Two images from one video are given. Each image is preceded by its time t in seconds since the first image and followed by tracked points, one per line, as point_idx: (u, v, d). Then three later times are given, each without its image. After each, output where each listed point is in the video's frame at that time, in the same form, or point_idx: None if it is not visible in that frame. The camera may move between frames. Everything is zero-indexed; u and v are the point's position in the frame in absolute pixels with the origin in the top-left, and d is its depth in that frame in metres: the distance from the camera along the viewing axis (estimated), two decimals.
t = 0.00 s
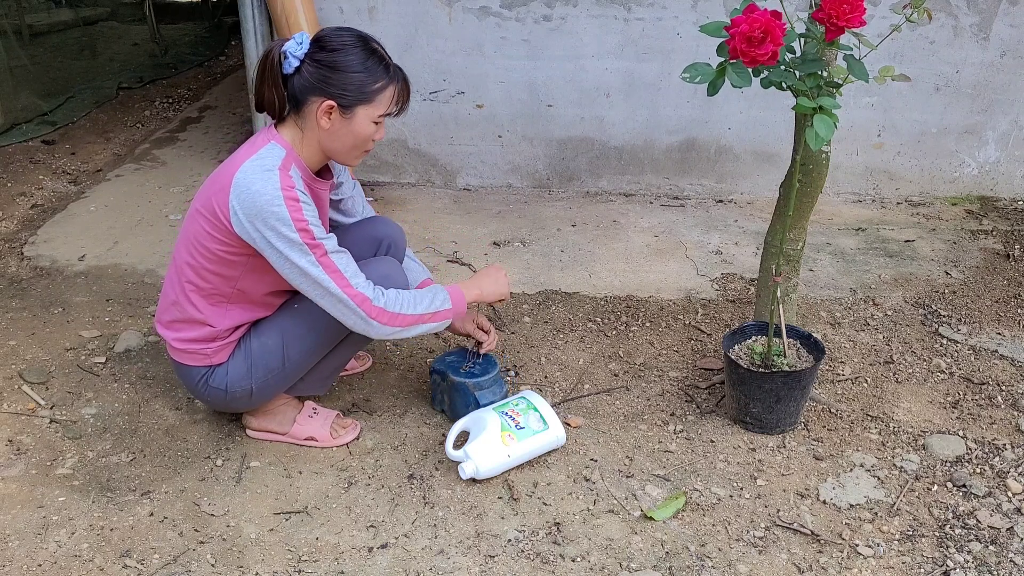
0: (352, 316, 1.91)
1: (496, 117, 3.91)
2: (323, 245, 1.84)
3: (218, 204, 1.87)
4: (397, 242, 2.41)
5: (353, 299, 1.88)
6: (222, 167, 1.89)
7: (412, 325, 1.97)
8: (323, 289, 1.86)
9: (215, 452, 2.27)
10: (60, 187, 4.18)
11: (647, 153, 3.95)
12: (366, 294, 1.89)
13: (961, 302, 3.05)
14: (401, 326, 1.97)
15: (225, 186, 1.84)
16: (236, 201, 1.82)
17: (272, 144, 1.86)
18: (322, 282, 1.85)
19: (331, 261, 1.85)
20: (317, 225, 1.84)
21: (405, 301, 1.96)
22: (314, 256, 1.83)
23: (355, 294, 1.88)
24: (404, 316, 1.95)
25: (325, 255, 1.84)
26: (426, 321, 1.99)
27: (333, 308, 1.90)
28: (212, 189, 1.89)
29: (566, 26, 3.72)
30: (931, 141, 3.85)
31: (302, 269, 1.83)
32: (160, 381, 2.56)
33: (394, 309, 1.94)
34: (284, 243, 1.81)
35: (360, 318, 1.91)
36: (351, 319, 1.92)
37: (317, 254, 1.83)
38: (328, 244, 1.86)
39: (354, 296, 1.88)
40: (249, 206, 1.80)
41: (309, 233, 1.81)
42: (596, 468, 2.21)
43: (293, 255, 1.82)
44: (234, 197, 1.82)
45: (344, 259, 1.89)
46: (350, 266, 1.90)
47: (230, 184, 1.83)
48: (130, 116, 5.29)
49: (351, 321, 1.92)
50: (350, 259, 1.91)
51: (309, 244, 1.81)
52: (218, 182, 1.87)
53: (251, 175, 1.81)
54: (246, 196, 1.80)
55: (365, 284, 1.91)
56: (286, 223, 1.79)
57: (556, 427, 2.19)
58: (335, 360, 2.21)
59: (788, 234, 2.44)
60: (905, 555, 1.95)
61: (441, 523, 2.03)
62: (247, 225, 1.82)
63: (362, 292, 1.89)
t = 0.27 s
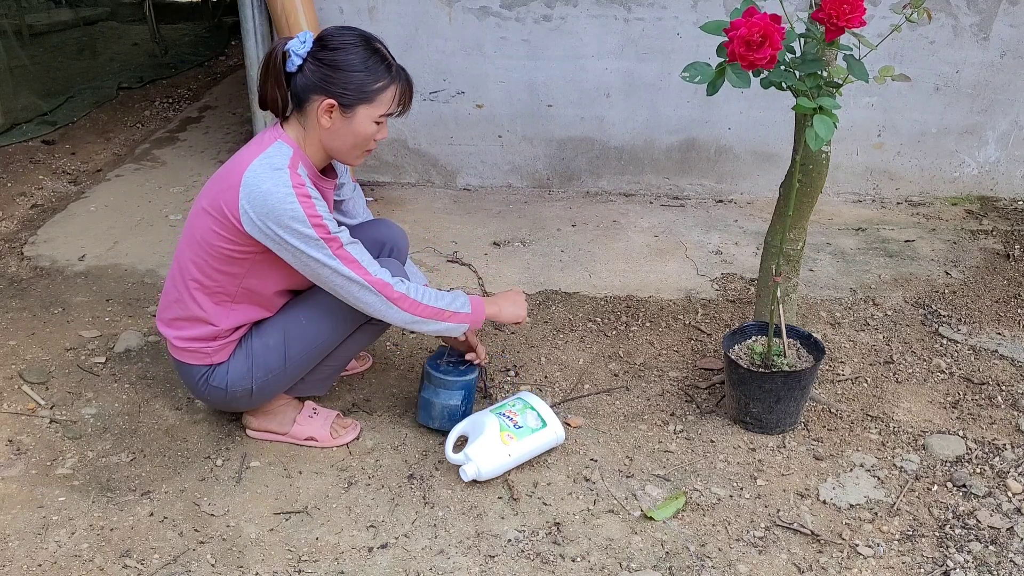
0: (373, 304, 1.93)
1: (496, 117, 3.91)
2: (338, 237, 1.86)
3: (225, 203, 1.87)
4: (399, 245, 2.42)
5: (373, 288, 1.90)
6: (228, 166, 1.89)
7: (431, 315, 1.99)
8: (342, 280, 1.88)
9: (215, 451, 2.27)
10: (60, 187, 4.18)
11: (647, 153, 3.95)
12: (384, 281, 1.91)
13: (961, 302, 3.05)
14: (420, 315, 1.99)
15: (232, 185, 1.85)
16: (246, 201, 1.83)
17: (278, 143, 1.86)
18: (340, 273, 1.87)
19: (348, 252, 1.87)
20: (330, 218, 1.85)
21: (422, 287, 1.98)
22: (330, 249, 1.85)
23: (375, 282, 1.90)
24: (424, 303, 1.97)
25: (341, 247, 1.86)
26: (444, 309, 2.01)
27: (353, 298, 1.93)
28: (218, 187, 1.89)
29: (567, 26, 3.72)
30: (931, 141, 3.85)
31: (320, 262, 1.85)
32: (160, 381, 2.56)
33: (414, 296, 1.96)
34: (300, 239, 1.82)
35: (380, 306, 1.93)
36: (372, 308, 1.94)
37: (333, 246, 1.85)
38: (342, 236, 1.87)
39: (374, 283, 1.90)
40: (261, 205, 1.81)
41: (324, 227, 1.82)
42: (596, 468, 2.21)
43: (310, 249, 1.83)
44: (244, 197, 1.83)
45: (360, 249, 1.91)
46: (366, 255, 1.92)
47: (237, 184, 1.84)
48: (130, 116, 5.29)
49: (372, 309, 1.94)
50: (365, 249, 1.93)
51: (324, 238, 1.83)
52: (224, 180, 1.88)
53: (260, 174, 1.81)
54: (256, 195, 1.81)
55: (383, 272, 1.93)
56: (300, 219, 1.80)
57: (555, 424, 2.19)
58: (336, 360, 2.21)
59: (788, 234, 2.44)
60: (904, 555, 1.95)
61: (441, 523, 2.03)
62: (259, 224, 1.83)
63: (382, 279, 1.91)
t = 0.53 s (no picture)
0: (371, 307, 1.93)
1: (496, 117, 3.91)
2: (337, 239, 1.85)
3: (226, 202, 1.87)
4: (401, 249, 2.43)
5: (371, 291, 1.90)
6: (229, 166, 1.89)
7: (431, 319, 1.98)
8: (340, 281, 1.88)
9: (215, 451, 2.27)
10: (60, 187, 4.18)
11: (647, 153, 3.95)
12: (383, 284, 1.91)
13: (961, 302, 3.05)
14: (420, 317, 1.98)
15: (233, 185, 1.85)
16: (245, 202, 1.83)
17: (280, 143, 1.86)
18: (339, 275, 1.87)
19: (347, 254, 1.87)
20: (329, 220, 1.85)
21: (422, 290, 1.97)
22: (329, 251, 1.84)
23: (373, 285, 1.89)
24: (423, 306, 1.96)
25: (339, 250, 1.85)
26: (444, 312, 2.00)
27: (352, 299, 1.92)
28: (219, 186, 1.89)
29: (567, 27, 3.72)
30: (932, 141, 3.85)
31: (318, 264, 1.85)
32: (160, 381, 2.56)
33: (413, 300, 1.95)
34: (298, 241, 1.82)
35: (379, 309, 1.93)
36: (371, 310, 1.94)
37: (332, 249, 1.84)
38: (342, 238, 1.87)
39: (372, 287, 1.89)
40: (260, 206, 1.81)
41: (322, 229, 1.82)
42: (596, 468, 2.21)
43: (308, 251, 1.83)
44: (243, 197, 1.83)
45: (359, 251, 1.90)
46: (366, 257, 1.91)
47: (238, 184, 1.84)
48: (130, 116, 5.29)
49: (370, 311, 1.94)
50: (365, 250, 1.92)
51: (323, 240, 1.83)
52: (225, 180, 1.88)
53: (260, 175, 1.81)
54: (255, 196, 1.81)
55: (383, 275, 1.92)
56: (299, 221, 1.80)
57: (555, 424, 2.19)
58: (336, 360, 2.21)
59: (788, 234, 2.44)
60: (905, 555, 1.95)
61: (441, 523, 2.03)
62: (258, 225, 1.83)
63: (380, 282, 1.90)
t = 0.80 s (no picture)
0: (367, 314, 1.92)
1: (496, 117, 3.91)
2: (337, 245, 1.85)
3: (227, 203, 1.87)
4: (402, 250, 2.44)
5: (367, 300, 1.89)
6: (230, 166, 1.89)
7: (425, 330, 1.99)
8: (337, 287, 1.88)
9: (215, 451, 2.27)
10: (60, 187, 4.18)
11: (647, 153, 3.95)
12: (380, 293, 1.90)
13: (961, 302, 3.05)
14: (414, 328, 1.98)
15: (234, 186, 1.85)
16: (247, 201, 1.82)
17: (282, 144, 1.86)
18: (337, 281, 1.87)
19: (345, 260, 1.86)
20: (330, 224, 1.84)
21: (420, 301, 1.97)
22: (328, 256, 1.84)
23: (369, 293, 1.89)
24: (420, 317, 1.96)
25: (339, 255, 1.85)
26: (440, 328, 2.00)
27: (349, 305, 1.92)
28: (220, 187, 1.89)
29: (567, 27, 3.72)
30: (932, 141, 3.85)
31: (316, 268, 1.85)
32: (160, 381, 2.56)
33: (409, 310, 1.95)
34: (298, 243, 1.82)
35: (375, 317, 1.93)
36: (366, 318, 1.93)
37: (330, 254, 1.84)
38: (341, 244, 1.87)
39: (369, 295, 1.89)
40: (261, 207, 1.80)
41: (322, 233, 1.82)
42: (596, 468, 2.21)
43: (306, 255, 1.83)
44: (245, 197, 1.82)
45: (358, 258, 1.90)
46: (365, 264, 1.91)
47: (241, 183, 1.84)
48: (130, 116, 5.29)
49: (366, 318, 1.94)
50: (365, 257, 1.92)
51: (323, 245, 1.82)
52: (227, 181, 1.88)
53: (262, 175, 1.81)
54: (257, 196, 1.81)
55: (381, 284, 1.92)
56: (299, 224, 1.79)
57: (555, 424, 2.19)
58: (336, 360, 2.21)
59: (788, 234, 2.44)
60: (905, 555, 1.95)
61: (441, 523, 2.03)
62: (259, 225, 1.83)
63: (377, 291, 1.90)
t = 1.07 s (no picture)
0: (335, 333, 1.92)
1: (496, 117, 3.91)
2: (322, 259, 1.85)
3: (228, 203, 1.86)
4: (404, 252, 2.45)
5: (339, 320, 1.89)
6: (232, 166, 1.89)
7: (391, 353, 1.99)
8: (312, 302, 1.87)
9: (215, 451, 2.27)
10: (60, 187, 4.18)
11: (647, 153, 3.95)
12: (353, 315, 1.91)
13: (961, 302, 3.05)
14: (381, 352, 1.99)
15: (235, 185, 1.84)
16: (244, 200, 1.82)
17: (284, 146, 1.86)
18: (313, 295, 1.86)
19: (326, 276, 1.86)
20: (320, 236, 1.84)
21: (392, 328, 1.98)
22: (310, 268, 1.83)
23: (343, 314, 1.89)
24: (387, 343, 1.97)
25: (321, 269, 1.85)
26: (407, 353, 2.02)
27: (320, 321, 1.91)
28: (221, 186, 1.89)
29: (567, 27, 3.72)
30: (931, 141, 3.85)
31: (296, 279, 1.84)
32: (160, 381, 2.56)
33: (379, 335, 1.96)
34: (283, 250, 1.81)
35: (343, 337, 1.92)
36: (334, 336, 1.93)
37: (313, 268, 1.84)
38: (327, 258, 1.86)
39: (341, 315, 1.89)
40: (257, 207, 1.80)
41: (310, 245, 1.81)
42: (596, 468, 2.21)
43: (290, 264, 1.82)
44: (243, 195, 1.82)
45: (339, 276, 1.90)
46: (345, 283, 1.91)
47: (241, 182, 1.83)
48: (130, 116, 5.29)
49: (334, 337, 1.93)
50: (346, 275, 1.92)
51: (308, 256, 1.82)
52: (227, 180, 1.87)
53: (262, 176, 1.81)
54: (256, 196, 1.80)
55: (355, 305, 1.92)
56: (289, 231, 1.79)
57: (555, 423, 2.19)
58: (335, 361, 2.21)
59: (788, 234, 2.44)
60: (904, 555, 1.95)
61: (441, 523, 2.03)
62: (253, 225, 1.82)
63: (351, 313, 1.90)
